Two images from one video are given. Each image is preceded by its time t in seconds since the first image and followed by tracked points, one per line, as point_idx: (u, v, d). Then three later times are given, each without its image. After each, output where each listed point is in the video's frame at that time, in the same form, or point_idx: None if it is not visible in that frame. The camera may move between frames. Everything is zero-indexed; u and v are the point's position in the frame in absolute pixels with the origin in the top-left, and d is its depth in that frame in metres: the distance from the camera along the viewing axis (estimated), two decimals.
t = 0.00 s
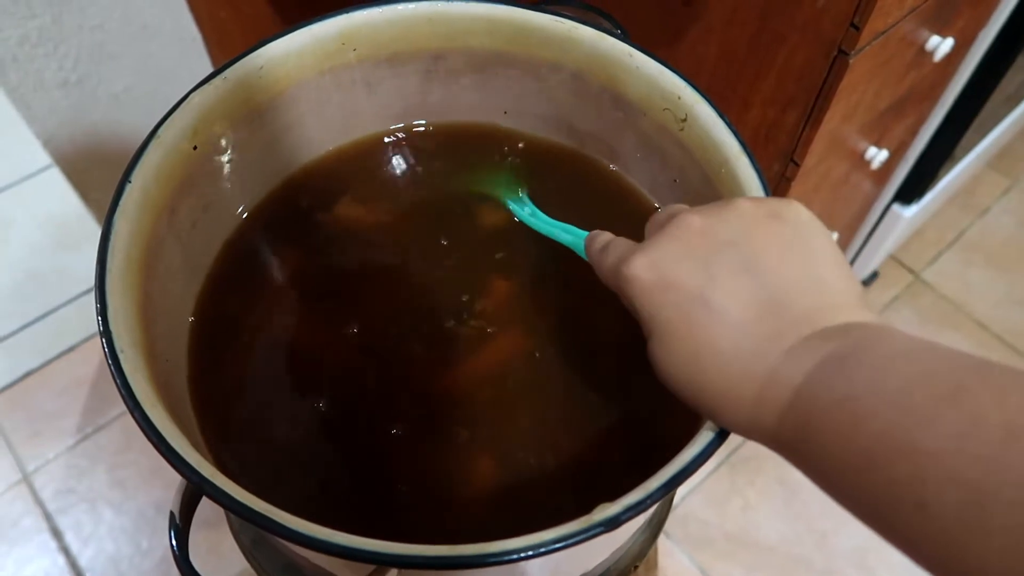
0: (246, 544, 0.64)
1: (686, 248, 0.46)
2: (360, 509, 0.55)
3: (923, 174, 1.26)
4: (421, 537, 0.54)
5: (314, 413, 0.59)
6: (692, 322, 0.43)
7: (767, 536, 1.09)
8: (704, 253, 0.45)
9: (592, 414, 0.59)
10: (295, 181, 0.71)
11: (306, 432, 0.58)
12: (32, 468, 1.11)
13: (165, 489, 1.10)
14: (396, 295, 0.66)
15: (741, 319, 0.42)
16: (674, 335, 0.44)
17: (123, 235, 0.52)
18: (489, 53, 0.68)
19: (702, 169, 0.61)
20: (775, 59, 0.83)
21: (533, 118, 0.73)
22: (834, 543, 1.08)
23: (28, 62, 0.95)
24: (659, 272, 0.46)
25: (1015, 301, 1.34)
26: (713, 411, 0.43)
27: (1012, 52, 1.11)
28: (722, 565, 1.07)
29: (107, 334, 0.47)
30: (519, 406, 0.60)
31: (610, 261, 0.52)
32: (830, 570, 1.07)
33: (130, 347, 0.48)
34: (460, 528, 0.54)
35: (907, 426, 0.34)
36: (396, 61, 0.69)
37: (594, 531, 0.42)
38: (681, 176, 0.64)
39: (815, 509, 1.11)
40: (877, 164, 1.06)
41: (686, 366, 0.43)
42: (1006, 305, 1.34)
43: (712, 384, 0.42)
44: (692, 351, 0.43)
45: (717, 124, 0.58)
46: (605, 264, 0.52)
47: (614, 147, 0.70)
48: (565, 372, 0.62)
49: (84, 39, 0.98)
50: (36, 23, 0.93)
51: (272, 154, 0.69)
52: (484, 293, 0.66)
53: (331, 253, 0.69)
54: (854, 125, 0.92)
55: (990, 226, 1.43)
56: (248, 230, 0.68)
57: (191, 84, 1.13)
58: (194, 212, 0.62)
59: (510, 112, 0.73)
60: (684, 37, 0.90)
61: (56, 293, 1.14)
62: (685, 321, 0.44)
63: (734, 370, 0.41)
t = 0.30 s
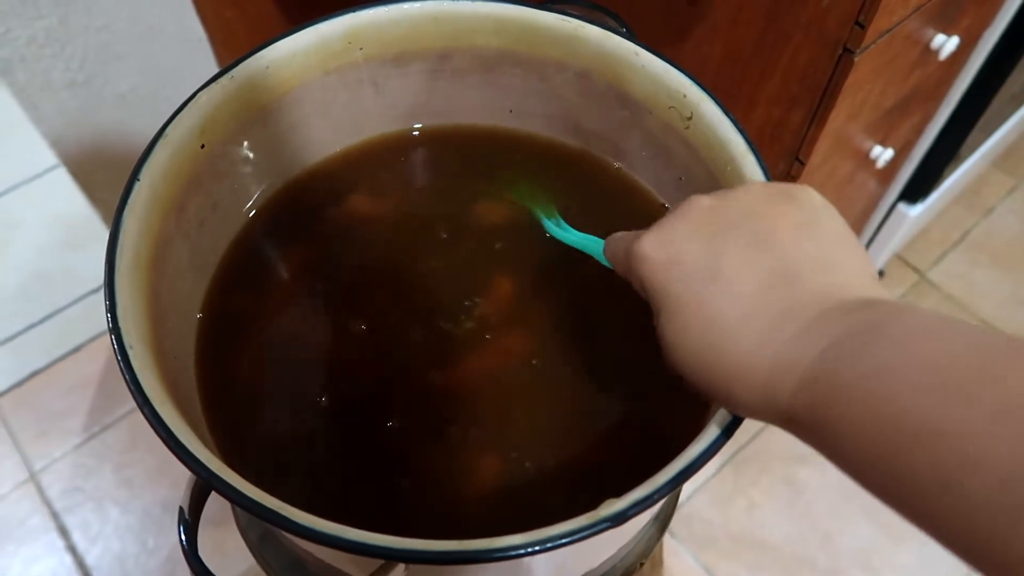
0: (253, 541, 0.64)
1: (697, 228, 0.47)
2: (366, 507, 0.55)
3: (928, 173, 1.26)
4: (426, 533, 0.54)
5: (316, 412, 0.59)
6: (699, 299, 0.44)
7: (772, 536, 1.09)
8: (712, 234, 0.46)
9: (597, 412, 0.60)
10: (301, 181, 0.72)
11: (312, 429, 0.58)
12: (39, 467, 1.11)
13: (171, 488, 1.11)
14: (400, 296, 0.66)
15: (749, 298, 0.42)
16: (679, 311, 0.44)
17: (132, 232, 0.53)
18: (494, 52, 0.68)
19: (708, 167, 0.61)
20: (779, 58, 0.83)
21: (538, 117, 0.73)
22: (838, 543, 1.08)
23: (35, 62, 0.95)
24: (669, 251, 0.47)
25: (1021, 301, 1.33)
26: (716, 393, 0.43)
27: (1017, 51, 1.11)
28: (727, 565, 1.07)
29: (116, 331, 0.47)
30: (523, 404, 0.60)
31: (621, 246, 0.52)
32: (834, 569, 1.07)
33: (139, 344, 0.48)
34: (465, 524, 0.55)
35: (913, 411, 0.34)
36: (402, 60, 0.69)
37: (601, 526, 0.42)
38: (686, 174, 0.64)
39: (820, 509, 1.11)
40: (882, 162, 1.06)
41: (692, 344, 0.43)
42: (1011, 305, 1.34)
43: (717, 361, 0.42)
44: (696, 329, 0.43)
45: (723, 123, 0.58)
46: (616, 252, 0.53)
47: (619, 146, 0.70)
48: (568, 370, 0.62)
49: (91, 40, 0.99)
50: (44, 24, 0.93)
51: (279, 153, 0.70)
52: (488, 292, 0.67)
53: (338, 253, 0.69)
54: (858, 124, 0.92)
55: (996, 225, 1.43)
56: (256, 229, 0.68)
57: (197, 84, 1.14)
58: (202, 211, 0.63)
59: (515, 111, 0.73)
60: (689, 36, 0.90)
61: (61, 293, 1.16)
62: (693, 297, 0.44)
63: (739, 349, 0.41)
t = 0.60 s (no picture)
0: (259, 538, 0.64)
1: (771, 203, 0.43)
2: (371, 504, 0.55)
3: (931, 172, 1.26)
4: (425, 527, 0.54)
5: (314, 410, 0.59)
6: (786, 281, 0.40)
7: (775, 535, 1.09)
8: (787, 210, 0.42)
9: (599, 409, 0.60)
10: (307, 180, 0.72)
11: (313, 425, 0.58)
12: (43, 467, 1.12)
13: (175, 486, 1.11)
14: (404, 293, 0.67)
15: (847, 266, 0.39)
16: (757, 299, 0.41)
17: (139, 228, 0.53)
18: (499, 49, 0.68)
19: (713, 163, 0.61)
20: (783, 56, 0.83)
21: (543, 114, 0.73)
22: (842, 542, 1.08)
23: (39, 62, 0.96)
24: (753, 217, 0.43)
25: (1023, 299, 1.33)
26: (808, 377, 0.41)
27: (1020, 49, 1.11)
28: (730, 564, 1.07)
29: (124, 326, 0.47)
30: (525, 401, 0.60)
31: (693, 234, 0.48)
32: (837, 568, 1.07)
33: (147, 339, 0.48)
34: (470, 520, 0.55)
35: None
36: (406, 58, 0.69)
37: (608, 519, 0.42)
38: (691, 171, 0.65)
39: (824, 508, 1.11)
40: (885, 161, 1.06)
41: (779, 330, 0.40)
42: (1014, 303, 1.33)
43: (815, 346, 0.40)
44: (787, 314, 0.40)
45: (728, 119, 0.58)
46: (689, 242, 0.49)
47: (624, 143, 0.71)
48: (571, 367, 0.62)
49: (95, 40, 0.99)
50: (48, 24, 0.94)
51: (285, 151, 0.70)
52: (491, 290, 0.67)
53: (341, 251, 0.69)
54: (862, 122, 0.92)
55: (998, 224, 1.42)
56: (261, 228, 0.69)
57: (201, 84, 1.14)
58: (208, 208, 0.63)
59: (520, 108, 0.73)
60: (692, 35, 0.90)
61: (66, 293, 1.17)
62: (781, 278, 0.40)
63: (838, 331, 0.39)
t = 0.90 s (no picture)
0: (261, 538, 0.64)
1: (856, 149, 0.41)
2: (372, 505, 0.55)
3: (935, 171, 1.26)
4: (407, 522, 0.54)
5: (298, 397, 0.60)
6: (875, 211, 0.37)
7: (778, 535, 1.08)
8: (811, 204, 0.41)
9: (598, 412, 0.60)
10: (306, 174, 0.71)
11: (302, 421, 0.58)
12: (45, 467, 1.11)
13: (177, 487, 1.11)
14: (397, 294, 0.67)
15: (927, 205, 0.36)
16: (834, 237, 0.38)
17: (139, 227, 0.53)
18: (502, 47, 0.68)
19: (717, 161, 0.60)
20: (787, 54, 0.83)
21: (547, 112, 0.73)
22: (845, 542, 1.08)
23: (41, 61, 0.95)
24: (835, 155, 0.41)
25: None
26: (873, 325, 0.38)
27: None
28: (733, 564, 1.06)
29: (124, 325, 0.47)
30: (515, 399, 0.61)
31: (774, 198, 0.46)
32: (841, 568, 1.06)
33: (147, 338, 0.48)
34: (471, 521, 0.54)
35: None
36: (409, 55, 0.69)
37: (613, 520, 0.42)
38: (695, 168, 0.64)
39: (828, 508, 1.10)
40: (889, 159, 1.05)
41: (844, 267, 0.37)
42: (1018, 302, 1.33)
43: (907, 277, 0.36)
44: (871, 245, 0.37)
45: (733, 116, 0.58)
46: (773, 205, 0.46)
47: (628, 141, 0.70)
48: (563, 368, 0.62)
49: (97, 39, 0.99)
50: (50, 23, 0.93)
51: (288, 147, 0.69)
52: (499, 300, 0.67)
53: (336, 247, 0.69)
54: (867, 120, 0.92)
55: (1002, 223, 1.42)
56: (264, 223, 0.68)
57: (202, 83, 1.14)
58: (209, 206, 0.62)
59: (523, 106, 0.73)
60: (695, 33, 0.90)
61: (68, 293, 1.15)
62: (869, 210, 0.37)
63: (933, 260, 0.35)
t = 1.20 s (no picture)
0: (261, 536, 0.64)
1: (877, 159, 0.39)
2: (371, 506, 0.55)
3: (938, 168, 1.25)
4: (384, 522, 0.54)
5: (280, 373, 0.60)
6: (900, 190, 0.36)
7: (780, 534, 1.08)
8: (829, 202, 0.40)
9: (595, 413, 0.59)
10: (309, 172, 0.71)
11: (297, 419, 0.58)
12: (46, 464, 1.11)
13: (177, 484, 1.10)
14: (393, 287, 0.67)
15: (948, 196, 0.34)
16: (852, 219, 0.37)
17: (137, 224, 0.52)
18: (504, 43, 0.67)
19: (720, 158, 0.60)
20: (790, 50, 0.83)
21: (548, 109, 0.72)
22: (846, 540, 1.08)
23: (41, 57, 0.95)
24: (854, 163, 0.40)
25: None
26: (890, 311, 0.35)
27: None
28: (735, 563, 1.06)
29: (122, 323, 0.47)
30: (510, 401, 0.61)
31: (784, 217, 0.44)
32: (842, 567, 1.06)
33: (145, 337, 0.48)
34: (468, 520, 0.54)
35: None
36: (410, 51, 0.68)
37: (614, 521, 0.41)
38: (698, 165, 0.64)
39: (829, 506, 1.10)
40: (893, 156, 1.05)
41: (855, 251, 0.36)
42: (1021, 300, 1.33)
43: (926, 245, 0.34)
44: (886, 229, 0.35)
45: (736, 112, 0.57)
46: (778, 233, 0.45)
47: (630, 138, 0.70)
48: (560, 373, 0.63)
49: (97, 36, 0.98)
50: (50, 20, 0.93)
51: (289, 144, 0.69)
52: (480, 279, 0.67)
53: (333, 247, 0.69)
54: (870, 117, 0.91)
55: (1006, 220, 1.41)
56: (266, 220, 0.68)
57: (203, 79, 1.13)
58: (208, 203, 0.62)
59: (524, 102, 0.72)
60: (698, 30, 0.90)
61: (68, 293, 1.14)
62: (894, 189, 0.36)
63: (951, 242, 0.33)
